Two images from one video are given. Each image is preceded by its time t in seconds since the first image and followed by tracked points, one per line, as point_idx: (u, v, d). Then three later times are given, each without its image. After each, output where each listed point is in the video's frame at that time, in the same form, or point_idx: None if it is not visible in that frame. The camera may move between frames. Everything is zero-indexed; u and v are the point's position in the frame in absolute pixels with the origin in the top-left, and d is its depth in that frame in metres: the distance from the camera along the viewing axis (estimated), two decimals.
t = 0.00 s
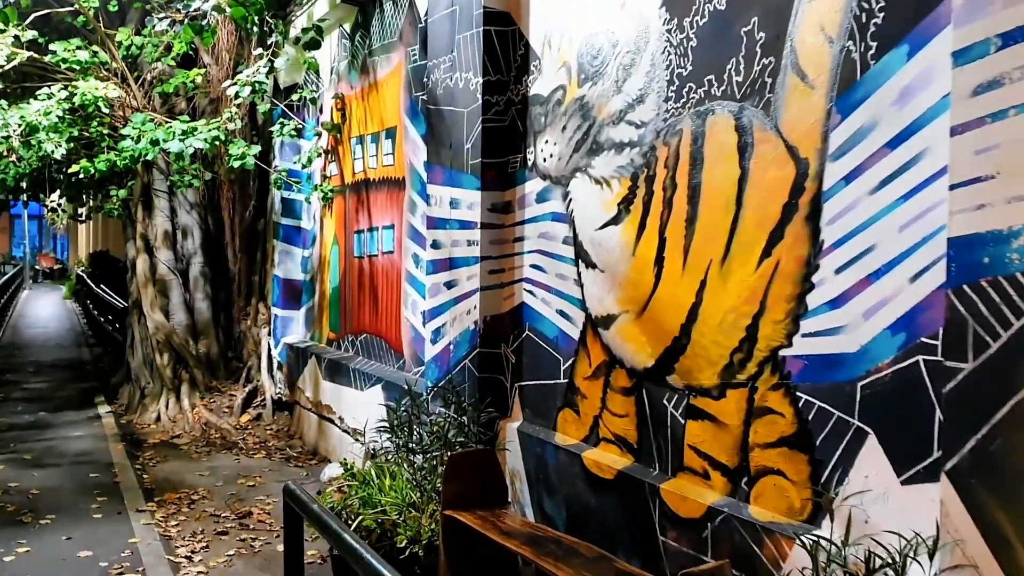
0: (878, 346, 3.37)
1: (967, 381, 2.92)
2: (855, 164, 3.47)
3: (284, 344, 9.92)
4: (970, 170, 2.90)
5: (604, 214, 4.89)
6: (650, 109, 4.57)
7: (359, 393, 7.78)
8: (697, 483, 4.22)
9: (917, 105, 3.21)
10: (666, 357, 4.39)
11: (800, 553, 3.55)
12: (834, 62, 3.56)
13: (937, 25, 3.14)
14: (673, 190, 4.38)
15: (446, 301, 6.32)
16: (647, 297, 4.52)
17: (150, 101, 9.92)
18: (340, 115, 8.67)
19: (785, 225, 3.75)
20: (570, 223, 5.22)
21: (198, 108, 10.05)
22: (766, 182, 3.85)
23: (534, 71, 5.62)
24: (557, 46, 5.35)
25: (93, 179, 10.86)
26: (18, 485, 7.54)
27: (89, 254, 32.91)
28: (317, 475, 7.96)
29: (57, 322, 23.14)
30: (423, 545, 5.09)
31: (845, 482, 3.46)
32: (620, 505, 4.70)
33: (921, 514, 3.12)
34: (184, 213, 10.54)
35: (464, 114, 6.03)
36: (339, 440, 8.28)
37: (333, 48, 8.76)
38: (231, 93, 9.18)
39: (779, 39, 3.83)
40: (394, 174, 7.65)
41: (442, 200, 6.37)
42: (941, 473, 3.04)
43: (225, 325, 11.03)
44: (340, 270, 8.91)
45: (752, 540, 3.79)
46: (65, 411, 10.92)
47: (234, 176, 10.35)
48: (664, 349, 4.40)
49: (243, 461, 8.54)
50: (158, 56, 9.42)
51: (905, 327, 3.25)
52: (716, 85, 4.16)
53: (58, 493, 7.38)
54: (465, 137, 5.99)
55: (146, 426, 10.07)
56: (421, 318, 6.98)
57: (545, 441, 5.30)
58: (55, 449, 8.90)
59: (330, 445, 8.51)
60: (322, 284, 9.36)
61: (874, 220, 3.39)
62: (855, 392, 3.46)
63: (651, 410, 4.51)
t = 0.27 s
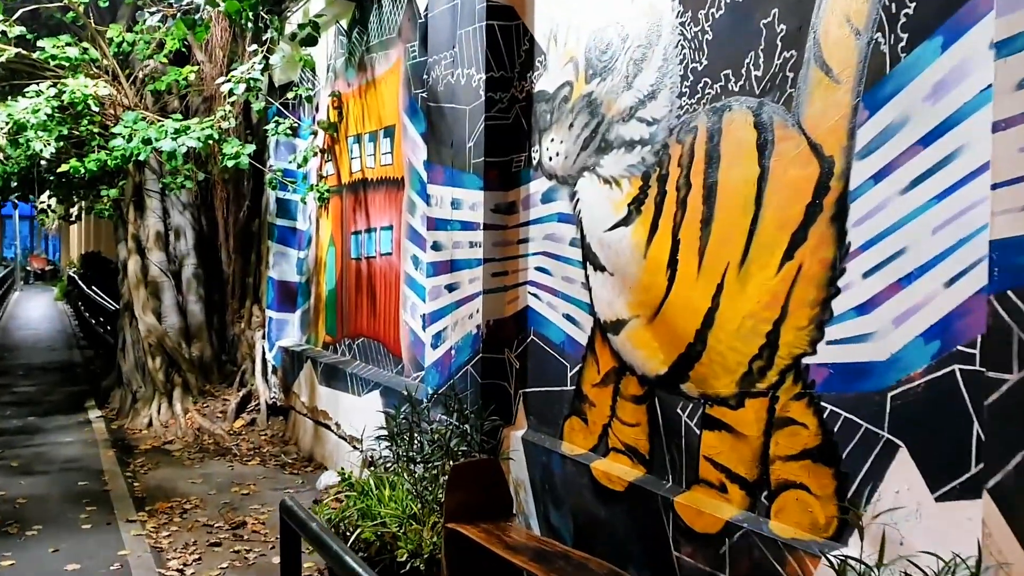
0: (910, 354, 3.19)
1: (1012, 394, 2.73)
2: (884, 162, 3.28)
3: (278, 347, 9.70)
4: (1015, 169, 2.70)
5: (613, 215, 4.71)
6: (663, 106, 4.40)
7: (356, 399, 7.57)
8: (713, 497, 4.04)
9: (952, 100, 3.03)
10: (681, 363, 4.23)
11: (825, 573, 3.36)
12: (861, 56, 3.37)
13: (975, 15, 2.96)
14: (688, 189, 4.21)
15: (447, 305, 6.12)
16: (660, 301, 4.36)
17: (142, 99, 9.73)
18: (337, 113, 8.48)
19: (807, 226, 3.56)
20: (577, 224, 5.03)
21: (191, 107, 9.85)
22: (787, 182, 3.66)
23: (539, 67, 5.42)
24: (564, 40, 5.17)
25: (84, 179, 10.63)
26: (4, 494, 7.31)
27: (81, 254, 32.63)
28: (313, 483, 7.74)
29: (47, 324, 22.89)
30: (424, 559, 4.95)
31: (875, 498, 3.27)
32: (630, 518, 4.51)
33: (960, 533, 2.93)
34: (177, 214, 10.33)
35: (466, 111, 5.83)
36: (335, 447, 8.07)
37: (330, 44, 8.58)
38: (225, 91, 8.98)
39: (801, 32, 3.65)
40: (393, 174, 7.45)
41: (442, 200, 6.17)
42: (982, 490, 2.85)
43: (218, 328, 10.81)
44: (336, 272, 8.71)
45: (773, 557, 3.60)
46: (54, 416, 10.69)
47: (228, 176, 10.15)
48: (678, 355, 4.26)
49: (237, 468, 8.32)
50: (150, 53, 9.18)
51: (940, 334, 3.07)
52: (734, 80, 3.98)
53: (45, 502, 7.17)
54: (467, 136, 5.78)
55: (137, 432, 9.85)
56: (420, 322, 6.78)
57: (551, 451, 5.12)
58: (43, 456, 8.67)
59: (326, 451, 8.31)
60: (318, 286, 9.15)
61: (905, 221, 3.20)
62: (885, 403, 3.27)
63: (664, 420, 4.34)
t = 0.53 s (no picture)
0: (960, 364, 2.97)
1: None
2: (928, 161, 3.06)
3: (277, 353, 9.48)
4: None
5: (633, 217, 4.56)
6: (685, 103, 4.19)
7: (359, 407, 7.37)
8: (742, 512, 3.87)
9: (1005, 94, 2.79)
10: (706, 372, 4.06)
11: None
12: (903, 48, 3.15)
13: None
14: (712, 190, 4.00)
15: (454, 310, 5.91)
16: (683, 306, 4.20)
17: (137, 100, 9.53)
18: (339, 113, 8.28)
19: (845, 228, 3.36)
20: (593, 226, 4.87)
21: (188, 108, 9.66)
22: (822, 182, 3.45)
23: (552, 64, 5.25)
24: (579, 36, 4.96)
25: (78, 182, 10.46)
26: None
27: (75, 257, 32.37)
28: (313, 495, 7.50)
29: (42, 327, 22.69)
30: None
31: (921, 517, 3.08)
32: (649, 534, 4.32)
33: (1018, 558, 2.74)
34: (173, 217, 10.11)
35: (475, 110, 5.64)
36: (337, 456, 7.85)
37: (331, 43, 8.39)
38: (223, 91, 8.80)
39: (837, 24, 3.42)
40: (397, 175, 7.25)
41: (450, 202, 5.98)
42: None
43: (215, 334, 10.60)
44: (337, 276, 8.49)
45: None
46: (47, 424, 10.47)
47: (226, 178, 9.96)
48: (702, 363, 4.07)
49: (234, 478, 8.07)
50: (146, 52, 9.05)
51: (993, 342, 2.85)
52: (762, 75, 3.77)
53: (37, 515, 6.95)
54: (476, 136, 5.60)
55: (132, 440, 9.63)
56: (426, 328, 6.57)
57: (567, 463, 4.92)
58: (35, 466, 8.44)
59: (326, 461, 8.08)
60: (318, 291, 8.93)
61: (953, 223, 2.98)
62: (931, 416, 3.06)
63: (688, 432, 4.17)
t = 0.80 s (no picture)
0: None
1: None
2: (996, 162, 2.84)
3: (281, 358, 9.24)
4: None
5: (660, 221, 4.33)
6: (720, 100, 3.98)
7: (367, 414, 7.12)
8: (783, 536, 3.66)
9: None
10: (743, 386, 3.84)
11: None
12: (965, 41, 2.93)
13: None
14: (751, 192, 3.81)
15: (467, 316, 5.63)
16: (718, 316, 3.99)
17: (140, 99, 9.29)
18: (345, 114, 7.99)
19: (901, 233, 3.15)
20: (617, 230, 4.62)
21: (191, 107, 9.43)
22: (874, 185, 3.25)
23: (572, 61, 4.99)
24: (602, 30, 4.73)
25: (79, 183, 10.28)
26: None
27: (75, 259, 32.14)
28: (320, 504, 7.27)
29: (40, 330, 22.44)
30: None
31: (986, 544, 2.86)
32: (681, 553, 4.10)
33: None
34: (176, 219, 9.87)
35: (490, 110, 5.37)
36: (343, 465, 7.61)
37: (337, 42, 8.13)
38: (228, 91, 8.56)
39: (890, 14, 3.21)
40: (405, 177, 6.94)
41: (461, 204, 5.71)
42: None
43: (219, 337, 10.38)
44: (344, 280, 8.24)
45: None
46: (47, 429, 10.23)
47: (230, 179, 9.75)
48: (739, 376, 3.88)
49: (239, 486, 7.84)
50: (149, 51, 8.83)
51: None
52: (807, 69, 3.57)
53: (37, 524, 6.71)
54: (491, 136, 5.33)
55: (134, 446, 9.41)
56: (436, 334, 6.31)
57: (590, 478, 4.71)
58: (36, 473, 8.21)
59: (333, 470, 7.84)
60: (324, 294, 8.69)
61: None
62: (999, 436, 2.84)
63: (723, 448, 3.96)
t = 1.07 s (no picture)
0: None
1: None
2: None
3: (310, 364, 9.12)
4: None
5: (713, 223, 4.13)
6: (780, 95, 3.77)
7: (397, 422, 6.93)
8: (849, 559, 3.43)
9: None
10: (805, 398, 3.62)
11: None
12: None
13: None
14: (815, 192, 3.59)
15: (503, 323, 5.39)
16: (777, 324, 3.77)
17: (168, 102, 9.19)
18: (375, 116, 7.79)
19: (984, 235, 2.91)
20: (665, 233, 4.42)
21: (219, 110, 9.36)
22: (953, 184, 3.02)
23: (616, 56, 4.79)
24: (650, 24, 4.53)
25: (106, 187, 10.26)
26: (18, 525, 6.73)
27: (101, 264, 32.28)
28: (349, 514, 7.09)
29: (66, 335, 22.49)
30: None
31: None
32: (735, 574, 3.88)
33: None
34: (203, 223, 9.77)
35: (528, 108, 5.18)
36: (371, 473, 7.41)
37: (367, 43, 7.97)
38: (257, 92, 8.41)
39: None
40: (436, 180, 6.68)
41: (496, 206, 5.50)
42: None
43: (246, 343, 10.25)
44: (373, 285, 8.05)
45: None
46: (73, 435, 10.15)
47: (258, 183, 9.66)
48: (799, 387, 3.65)
49: (267, 495, 7.68)
50: (176, 53, 8.79)
51: None
52: (877, 61, 3.35)
53: (64, 534, 6.57)
54: (529, 136, 5.13)
55: (160, 453, 9.29)
56: (470, 341, 6.11)
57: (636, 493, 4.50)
58: (61, 481, 8.10)
59: (360, 479, 7.64)
60: (352, 299, 8.51)
61: None
62: None
63: (782, 464, 3.74)
